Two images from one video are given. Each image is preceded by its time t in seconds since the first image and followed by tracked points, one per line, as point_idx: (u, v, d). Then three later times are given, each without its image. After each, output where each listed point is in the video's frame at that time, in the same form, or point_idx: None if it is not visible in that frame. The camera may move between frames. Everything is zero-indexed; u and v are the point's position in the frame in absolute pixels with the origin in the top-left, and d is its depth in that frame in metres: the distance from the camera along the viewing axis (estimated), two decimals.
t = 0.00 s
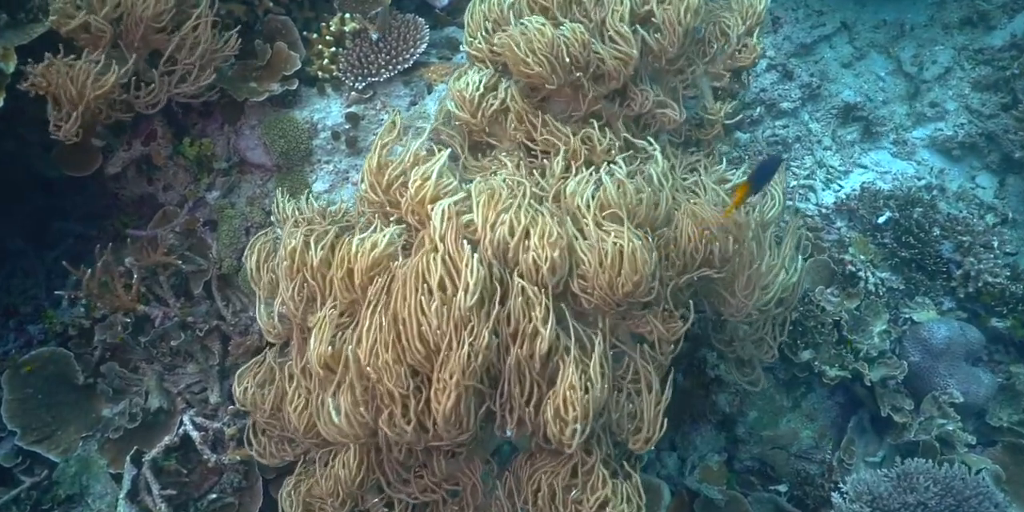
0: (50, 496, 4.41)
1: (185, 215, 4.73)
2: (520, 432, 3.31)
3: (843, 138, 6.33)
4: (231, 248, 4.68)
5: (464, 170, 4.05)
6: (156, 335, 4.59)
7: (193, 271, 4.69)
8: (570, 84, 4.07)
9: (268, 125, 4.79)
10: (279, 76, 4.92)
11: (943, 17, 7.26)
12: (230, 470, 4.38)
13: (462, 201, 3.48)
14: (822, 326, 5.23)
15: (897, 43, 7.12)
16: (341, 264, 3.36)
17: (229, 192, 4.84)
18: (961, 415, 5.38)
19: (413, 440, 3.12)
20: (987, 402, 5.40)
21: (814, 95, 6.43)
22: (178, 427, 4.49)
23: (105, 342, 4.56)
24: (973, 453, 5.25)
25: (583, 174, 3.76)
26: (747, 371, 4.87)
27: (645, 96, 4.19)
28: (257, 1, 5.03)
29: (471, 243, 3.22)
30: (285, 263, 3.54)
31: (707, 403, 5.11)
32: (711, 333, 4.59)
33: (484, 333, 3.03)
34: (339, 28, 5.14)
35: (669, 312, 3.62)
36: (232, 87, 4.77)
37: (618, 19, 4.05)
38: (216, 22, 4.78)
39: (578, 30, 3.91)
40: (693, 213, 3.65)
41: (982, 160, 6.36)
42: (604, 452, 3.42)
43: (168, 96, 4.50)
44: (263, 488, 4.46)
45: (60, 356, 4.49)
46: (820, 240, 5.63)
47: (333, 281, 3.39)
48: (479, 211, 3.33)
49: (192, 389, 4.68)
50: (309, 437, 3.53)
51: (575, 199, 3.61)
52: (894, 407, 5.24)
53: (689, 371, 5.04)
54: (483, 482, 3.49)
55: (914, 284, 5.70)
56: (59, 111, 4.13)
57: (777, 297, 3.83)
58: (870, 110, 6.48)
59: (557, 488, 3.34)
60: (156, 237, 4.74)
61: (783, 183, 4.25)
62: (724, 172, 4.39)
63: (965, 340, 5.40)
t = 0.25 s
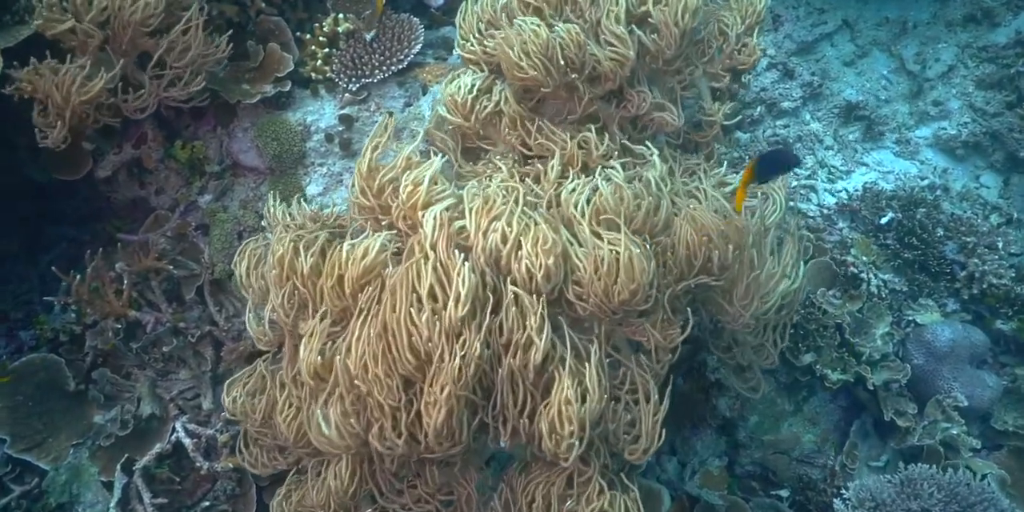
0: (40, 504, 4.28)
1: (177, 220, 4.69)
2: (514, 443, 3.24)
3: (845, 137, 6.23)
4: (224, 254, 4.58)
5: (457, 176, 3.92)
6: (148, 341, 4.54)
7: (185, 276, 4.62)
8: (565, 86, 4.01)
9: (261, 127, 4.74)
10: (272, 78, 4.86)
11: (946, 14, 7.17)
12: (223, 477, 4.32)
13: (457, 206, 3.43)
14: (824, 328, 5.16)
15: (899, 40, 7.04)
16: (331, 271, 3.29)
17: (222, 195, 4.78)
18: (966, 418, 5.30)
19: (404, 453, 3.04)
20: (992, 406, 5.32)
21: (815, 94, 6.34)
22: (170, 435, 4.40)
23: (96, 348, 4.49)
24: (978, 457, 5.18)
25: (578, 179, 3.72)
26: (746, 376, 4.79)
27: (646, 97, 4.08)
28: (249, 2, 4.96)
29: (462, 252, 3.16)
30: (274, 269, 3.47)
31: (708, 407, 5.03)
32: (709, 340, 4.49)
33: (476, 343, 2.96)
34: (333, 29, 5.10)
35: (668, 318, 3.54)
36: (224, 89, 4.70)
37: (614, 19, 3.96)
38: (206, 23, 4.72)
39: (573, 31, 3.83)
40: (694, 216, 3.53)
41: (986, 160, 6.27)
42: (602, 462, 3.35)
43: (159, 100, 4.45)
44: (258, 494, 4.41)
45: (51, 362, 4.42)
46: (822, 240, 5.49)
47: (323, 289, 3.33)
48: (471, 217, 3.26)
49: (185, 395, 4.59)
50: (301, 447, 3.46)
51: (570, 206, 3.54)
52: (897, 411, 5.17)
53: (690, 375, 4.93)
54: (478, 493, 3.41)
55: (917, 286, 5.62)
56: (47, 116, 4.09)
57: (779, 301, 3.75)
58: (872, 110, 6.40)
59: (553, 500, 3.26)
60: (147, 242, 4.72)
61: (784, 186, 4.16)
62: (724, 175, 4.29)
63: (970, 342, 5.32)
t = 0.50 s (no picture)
0: None
1: (167, 225, 4.62)
2: (507, 456, 3.16)
3: (847, 140, 6.12)
4: (216, 259, 4.52)
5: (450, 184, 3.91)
6: (138, 348, 4.48)
7: (176, 282, 4.56)
8: (560, 91, 3.92)
9: (254, 131, 4.67)
10: (265, 80, 4.81)
11: (949, 15, 7.09)
12: (214, 487, 4.25)
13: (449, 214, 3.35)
14: (825, 335, 5.08)
15: (901, 42, 6.96)
16: (320, 282, 3.23)
17: (214, 200, 4.71)
18: (970, 426, 5.22)
19: (393, 468, 2.97)
20: (996, 413, 5.24)
21: (816, 97, 6.26)
22: (161, 444, 4.33)
23: (86, 355, 4.45)
24: (982, 466, 5.10)
25: (572, 186, 3.64)
26: (746, 385, 4.66)
27: (646, 101, 4.00)
28: (241, 4, 4.90)
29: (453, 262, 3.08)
30: (262, 277, 3.42)
31: (707, 415, 4.95)
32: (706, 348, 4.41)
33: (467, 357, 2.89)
34: (327, 32, 5.04)
35: (665, 329, 3.47)
36: (217, 92, 4.66)
37: (609, 22, 3.90)
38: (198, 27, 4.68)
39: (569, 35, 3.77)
40: (692, 224, 3.45)
41: (990, 163, 6.19)
42: (598, 476, 3.28)
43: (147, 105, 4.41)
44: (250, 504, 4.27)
45: (40, 369, 4.32)
46: (822, 245, 5.39)
47: (312, 300, 3.26)
48: (463, 226, 3.18)
49: (176, 403, 4.51)
50: (290, 459, 3.39)
51: (565, 215, 3.45)
52: (900, 419, 5.06)
53: (689, 381, 4.85)
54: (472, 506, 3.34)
55: (920, 291, 5.53)
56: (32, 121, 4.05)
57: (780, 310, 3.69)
58: (874, 112, 6.31)
59: None
60: (138, 247, 4.65)
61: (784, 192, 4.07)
62: (723, 181, 4.22)
63: (973, 349, 5.23)
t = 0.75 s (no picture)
0: None
1: (159, 230, 4.55)
2: (500, 470, 3.10)
3: (849, 144, 6.06)
4: (208, 265, 4.45)
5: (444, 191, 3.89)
6: (130, 354, 4.42)
7: (167, 288, 4.49)
8: (556, 96, 3.87)
9: (247, 135, 4.60)
10: (259, 83, 4.74)
11: (953, 18, 7.01)
12: (205, 496, 4.16)
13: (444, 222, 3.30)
14: (827, 343, 4.99)
15: (905, 44, 6.87)
16: (310, 292, 3.16)
17: (206, 204, 4.65)
18: (974, 435, 5.14)
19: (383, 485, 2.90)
20: (1001, 422, 5.15)
21: (818, 100, 6.18)
22: (151, 452, 4.26)
23: (76, 362, 4.37)
24: (986, 476, 5.01)
25: (569, 198, 3.55)
26: (745, 395, 4.52)
27: (643, 106, 3.95)
28: (235, 6, 4.84)
29: (445, 274, 3.01)
30: (251, 285, 3.34)
31: (707, 423, 4.88)
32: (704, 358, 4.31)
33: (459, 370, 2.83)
34: (322, 33, 5.01)
35: (661, 341, 3.35)
36: (211, 95, 4.60)
37: (607, 28, 3.80)
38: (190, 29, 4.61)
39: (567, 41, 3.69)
40: (692, 232, 3.38)
41: (994, 167, 6.12)
42: (595, 491, 3.22)
43: (138, 108, 4.36)
44: None
45: (30, 374, 4.24)
46: (825, 251, 5.29)
47: (302, 310, 3.21)
48: (456, 236, 3.11)
49: (168, 409, 4.44)
50: (281, 471, 3.32)
51: (562, 225, 3.38)
52: (903, 427, 5.00)
53: (689, 389, 4.77)
54: None
55: (923, 297, 5.44)
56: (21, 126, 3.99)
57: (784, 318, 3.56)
58: (877, 116, 6.22)
59: None
60: (129, 252, 4.58)
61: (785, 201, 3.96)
62: (725, 189, 4.18)
63: (979, 357, 5.14)
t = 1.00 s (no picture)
0: None
1: (152, 232, 4.50)
2: (494, 482, 3.05)
3: (853, 148, 5.97)
4: (201, 268, 4.40)
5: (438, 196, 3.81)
6: (121, 358, 4.35)
7: (161, 291, 4.44)
8: (555, 100, 3.79)
9: (242, 136, 4.55)
10: (255, 84, 4.68)
11: (959, 21, 6.93)
12: (196, 502, 4.09)
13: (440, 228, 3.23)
14: (829, 350, 4.90)
15: (910, 47, 6.79)
16: (302, 300, 3.09)
17: (200, 206, 4.57)
18: (978, 445, 5.06)
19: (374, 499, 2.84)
20: (1006, 432, 5.07)
21: (822, 104, 6.10)
22: (142, 456, 4.19)
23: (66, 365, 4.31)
24: (991, 487, 4.93)
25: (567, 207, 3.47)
26: (745, 405, 4.40)
27: (644, 110, 3.87)
28: (231, 6, 4.79)
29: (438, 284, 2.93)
30: (241, 291, 3.28)
31: (708, 431, 4.78)
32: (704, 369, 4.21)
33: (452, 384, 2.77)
34: (318, 34, 4.93)
35: (660, 352, 3.28)
36: (206, 97, 4.54)
37: (606, 33, 3.73)
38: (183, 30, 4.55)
39: (566, 45, 3.64)
40: (694, 243, 3.30)
41: (1001, 173, 6.03)
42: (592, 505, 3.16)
43: (131, 110, 4.31)
44: None
45: (20, 378, 4.19)
46: (827, 256, 5.20)
47: (294, 319, 3.14)
48: (450, 245, 3.02)
49: (160, 413, 4.36)
50: (271, 481, 3.26)
51: (560, 235, 3.31)
52: (905, 436, 4.94)
53: (688, 396, 4.71)
54: None
55: (928, 304, 5.34)
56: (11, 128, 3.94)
57: (789, 329, 3.50)
58: (882, 120, 6.13)
59: None
60: (122, 254, 4.53)
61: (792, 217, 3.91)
62: (726, 197, 4.07)
63: (983, 366, 5.07)
